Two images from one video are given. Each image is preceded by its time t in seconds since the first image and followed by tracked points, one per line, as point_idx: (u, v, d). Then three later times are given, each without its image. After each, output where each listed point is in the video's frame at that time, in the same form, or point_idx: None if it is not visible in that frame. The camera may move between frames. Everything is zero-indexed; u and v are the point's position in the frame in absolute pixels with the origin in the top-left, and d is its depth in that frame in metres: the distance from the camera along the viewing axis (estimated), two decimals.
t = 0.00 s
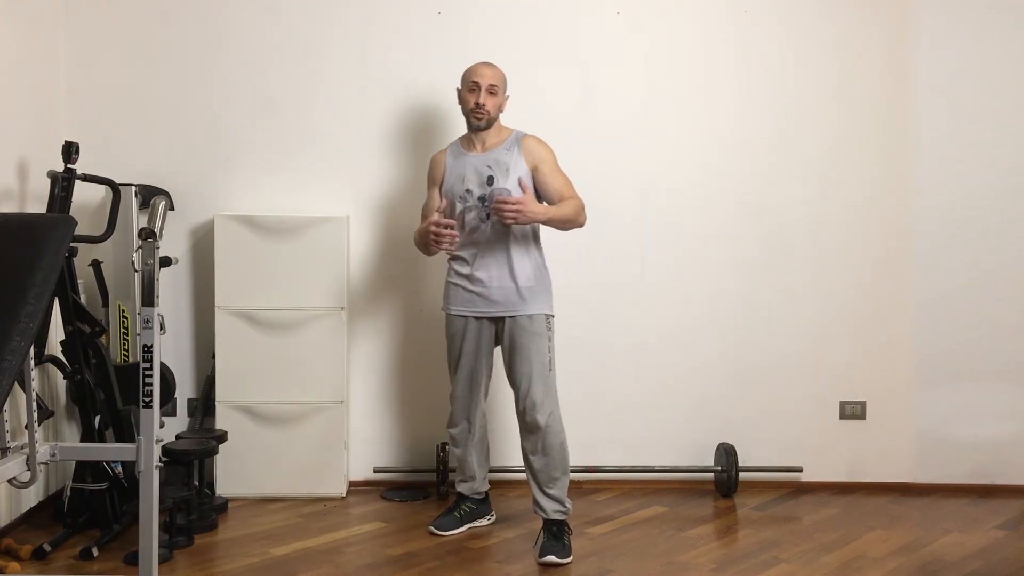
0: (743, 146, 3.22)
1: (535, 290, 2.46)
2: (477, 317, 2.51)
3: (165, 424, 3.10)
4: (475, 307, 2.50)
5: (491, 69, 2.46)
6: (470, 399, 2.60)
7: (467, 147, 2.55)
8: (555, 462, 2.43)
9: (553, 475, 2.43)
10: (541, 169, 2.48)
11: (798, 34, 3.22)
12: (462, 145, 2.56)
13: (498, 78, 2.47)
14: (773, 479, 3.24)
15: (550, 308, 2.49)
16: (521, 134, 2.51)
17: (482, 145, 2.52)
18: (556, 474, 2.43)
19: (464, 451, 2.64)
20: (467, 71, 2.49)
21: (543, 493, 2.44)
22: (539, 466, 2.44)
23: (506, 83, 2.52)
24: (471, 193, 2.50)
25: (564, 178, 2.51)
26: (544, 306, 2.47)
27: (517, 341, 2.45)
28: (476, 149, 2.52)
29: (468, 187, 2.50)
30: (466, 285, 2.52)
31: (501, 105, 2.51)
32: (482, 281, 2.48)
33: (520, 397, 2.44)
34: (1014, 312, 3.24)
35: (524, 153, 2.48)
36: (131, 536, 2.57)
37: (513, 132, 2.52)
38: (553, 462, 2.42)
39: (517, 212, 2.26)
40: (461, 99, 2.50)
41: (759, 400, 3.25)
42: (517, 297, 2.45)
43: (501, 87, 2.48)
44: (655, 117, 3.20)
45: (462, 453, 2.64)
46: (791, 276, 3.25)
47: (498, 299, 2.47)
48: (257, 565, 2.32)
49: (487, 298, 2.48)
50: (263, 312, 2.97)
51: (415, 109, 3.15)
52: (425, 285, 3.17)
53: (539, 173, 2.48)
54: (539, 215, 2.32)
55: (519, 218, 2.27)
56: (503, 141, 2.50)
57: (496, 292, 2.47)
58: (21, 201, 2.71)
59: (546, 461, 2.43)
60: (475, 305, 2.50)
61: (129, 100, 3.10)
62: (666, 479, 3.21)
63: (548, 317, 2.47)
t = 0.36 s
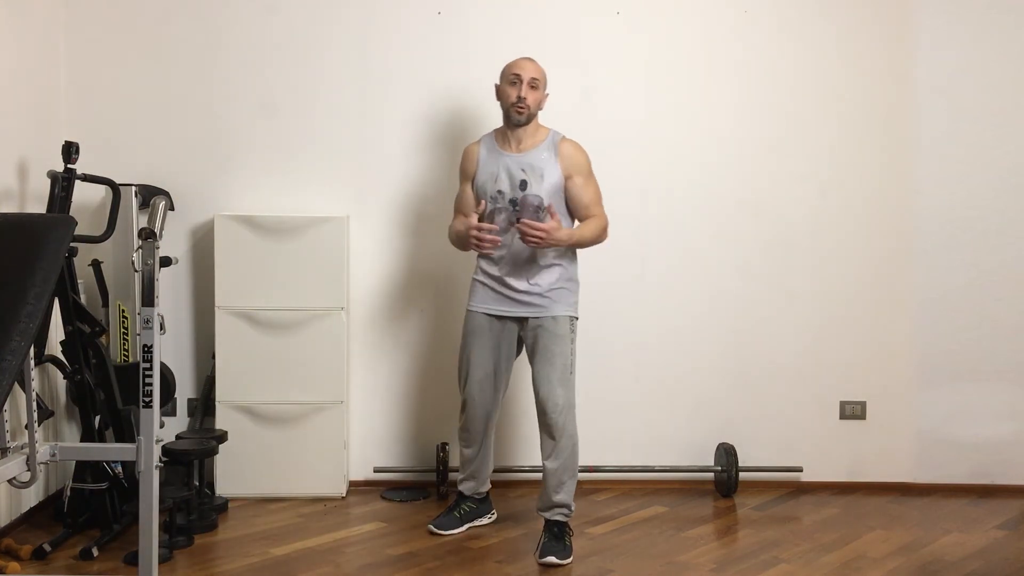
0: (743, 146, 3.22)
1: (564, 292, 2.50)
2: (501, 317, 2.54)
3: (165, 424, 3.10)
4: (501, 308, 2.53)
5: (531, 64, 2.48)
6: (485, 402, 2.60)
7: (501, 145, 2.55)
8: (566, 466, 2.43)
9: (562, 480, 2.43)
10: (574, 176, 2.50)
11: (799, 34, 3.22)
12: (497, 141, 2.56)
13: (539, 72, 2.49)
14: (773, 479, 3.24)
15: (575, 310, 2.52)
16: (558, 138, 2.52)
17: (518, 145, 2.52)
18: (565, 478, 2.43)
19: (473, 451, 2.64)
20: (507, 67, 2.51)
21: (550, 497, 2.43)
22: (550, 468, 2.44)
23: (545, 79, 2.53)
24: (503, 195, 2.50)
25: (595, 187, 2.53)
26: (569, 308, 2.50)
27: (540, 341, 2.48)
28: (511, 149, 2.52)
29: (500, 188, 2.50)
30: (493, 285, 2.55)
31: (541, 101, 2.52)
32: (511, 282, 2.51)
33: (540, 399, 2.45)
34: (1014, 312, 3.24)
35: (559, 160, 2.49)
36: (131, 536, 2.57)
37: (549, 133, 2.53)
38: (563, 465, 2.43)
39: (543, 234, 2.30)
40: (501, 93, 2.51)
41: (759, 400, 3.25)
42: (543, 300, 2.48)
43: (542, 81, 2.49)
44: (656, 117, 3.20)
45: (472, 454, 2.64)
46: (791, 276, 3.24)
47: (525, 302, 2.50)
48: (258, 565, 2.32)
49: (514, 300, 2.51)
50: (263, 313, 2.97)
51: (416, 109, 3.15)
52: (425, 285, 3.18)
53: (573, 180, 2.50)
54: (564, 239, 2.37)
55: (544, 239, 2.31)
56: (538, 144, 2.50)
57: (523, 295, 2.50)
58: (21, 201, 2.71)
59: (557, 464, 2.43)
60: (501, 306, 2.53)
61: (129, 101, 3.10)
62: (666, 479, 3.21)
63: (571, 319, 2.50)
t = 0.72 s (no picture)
0: (744, 146, 3.22)
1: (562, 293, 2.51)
2: (500, 317, 2.56)
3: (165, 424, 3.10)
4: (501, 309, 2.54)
5: (541, 70, 2.51)
6: (490, 397, 2.65)
7: (505, 146, 2.59)
8: (567, 464, 2.43)
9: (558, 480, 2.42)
10: (577, 180, 2.57)
11: (799, 34, 3.22)
12: (501, 142, 2.60)
13: (547, 79, 2.52)
14: (773, 479, 3.24)
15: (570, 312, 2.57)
16: (562, 143, 2.59)
17: (523, 147, 2.57)
18: (565, 477, 2.43)
19: (481, 444, 2.72)
20: (516, 70, 2.52)
21: (549, 497, 2.43)
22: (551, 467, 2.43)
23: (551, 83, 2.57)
24: (506, 194, 2.54)
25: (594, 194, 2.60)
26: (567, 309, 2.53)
27: (536, 340, 2.50)
28: (516, 150, 2.58)
29: (503, 187, 2.55)
30: (493, 285, 2.56)
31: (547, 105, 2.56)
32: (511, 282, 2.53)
33: (541, 398, 2.45)
34: (1013, 312, 3.24)
35: (563, 164, 2.56)
36: (132, 536, 2.57)
37: (552, 138, 2.59)
38: (565, 464, 2.43)
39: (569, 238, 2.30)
40: (509, 98, 2.53)
41: (759, 401, 3.25)
42: (543, 301, 2.50)
43: (550, 87, 2.53)
44: (656, 117, 3.20)
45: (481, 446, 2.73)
46: (791, 276, 3.24)
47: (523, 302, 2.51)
48: (257, 565, 2.33)
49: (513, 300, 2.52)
50: (263, 312, 2.97)
51: (415, 109, 3.15)
52: (425, 285, 3.18)
53: (575, 184, 2.56)
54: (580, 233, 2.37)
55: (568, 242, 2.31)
56: (543, 148, 2.57)
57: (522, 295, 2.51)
58: (21, 200, 2.71)
59: (558, 463, 2.43)
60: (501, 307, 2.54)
61: (129, 101, 3.10)
62: (666, 479, 3.21)
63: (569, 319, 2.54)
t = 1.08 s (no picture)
0: (744, 146, 3.22)
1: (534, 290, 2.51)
2: (482, 317, 2.59)
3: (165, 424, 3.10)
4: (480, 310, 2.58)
5: (510, 76, 2.52)
6: (480, 394, 2.68)
7: (480, 151, 2.60)
8: (562, 460, 2.45)
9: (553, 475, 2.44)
10: (551, 181, 2.55)
11: (799, 34, 3.22)
12: (476, 147, 2.61)
13: (517, 84, 2.53)
14: (773, 479, 3.24)
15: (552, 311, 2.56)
16: (535, 145, 2.57)
17: (496, 151, 2.57)
18: (560, 472, 2.45)
19: (474, 443, 2.73)
20: (487, 76, 2.55)
21: (547, 491, 2.44)
22: (547, 463, 2.45)
23: (524, 89, 2.57)
24: (480, 198, 2.55)
25: (571, 194, 2.58)
26: (547, 308, 2.53)
27: (519, 337, 2.51)
28: (490, 154, 2.58)
29: (477, 192, 2.56)
30: (472, 287, 2.59)
31: (519, 110, 2.57)
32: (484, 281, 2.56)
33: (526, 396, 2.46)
34: (1013, 312, 3.24)
35: (536, 165, 2.54)
36: (132, 536, 2.57)
37: (526, 140, 2.58)
38: (559, 460, 2.44)
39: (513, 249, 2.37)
40: (480, 102, 2.56)
41: (758, 401, 3.25)
42: (520, 300, 2.51)
43: (520, 93, 2.54)
44: (656, 117, 3.20)
45: (476, 445, 2.73)
46: (791, 276, 3.25)
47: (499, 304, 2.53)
48: (257, 565, 2.32)
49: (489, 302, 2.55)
50: (262, 312, 2.97)
51: (415, 109, 3.15)
52: (424, 286, 3.18)
53: (548, 186, 2.55)
54: (535, 246, 2.43)
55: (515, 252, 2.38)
56: (516, 150, 2.56)
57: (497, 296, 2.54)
58: (21, 201, 2.71)
59: (553, 459, 2.44)
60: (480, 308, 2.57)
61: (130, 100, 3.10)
62: (666, 479, 3.21)
63: (550, 318, 2.53)
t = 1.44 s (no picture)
0: (743, 146, 3.22)
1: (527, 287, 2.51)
2: (478, 316, 2.60)
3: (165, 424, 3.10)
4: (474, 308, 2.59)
5: (497, 78, 2.53)
6: (479, 392, 2.68)
7: (476, 153, 2.66)
8: (556, 460, 2.45)
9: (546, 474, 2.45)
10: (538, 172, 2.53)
11: (799, 33, 3.22)
12: (473, 149, 2.67)
13: (504, 87, 2.53)
14: (773, 479, 3.24)
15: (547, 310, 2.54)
16: (525, 140, 2.58)
17: (489, 150, 2.62)
18: (553, 473, 2.45)
19: (474, 444, 2.73)
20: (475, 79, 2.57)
21: (541, 491, 2.45)
22: (541, 463, 2.45)
23: (513, 91, 2.58)
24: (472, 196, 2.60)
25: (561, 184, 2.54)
26: (541, 307, 2.52)
27: (514, 337, 2.51)
28: (483, 155, 2.63)
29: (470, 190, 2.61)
30: (466, 286, 2.62)
31: (507, 112, 2.58)
32: (478, 278, 2.56)
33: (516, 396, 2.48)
34: (1014, 312, 3.24)
35: (524, 158, 2.55)
36: (131, 536, 2.57)
37: (519, 137, 2.59)
38: (552, 460, 2.44)
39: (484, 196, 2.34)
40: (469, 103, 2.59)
41: (758, 401, 3.25)
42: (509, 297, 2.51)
43: (506, 95, 2.54)
44: (656, 117, 3.20)
45: (475, 445, 2.74)
46: (791, 276, 3.24)
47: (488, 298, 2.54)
48: (257, 565, 2.33)
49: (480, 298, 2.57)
50: (262, 312, 2.97)
51: (415, 109, 3.15)
52: (424, 285, 3.18)
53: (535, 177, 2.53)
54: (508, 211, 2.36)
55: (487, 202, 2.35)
56: (507, 146, 2.59)
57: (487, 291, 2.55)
58: (21, 201, 2.71)
59: (546, 459, 2.45)
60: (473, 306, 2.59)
61: (130, 101, 3.10)
62: (666, 479, 3.21)
63: (544, 318, 2.52)
